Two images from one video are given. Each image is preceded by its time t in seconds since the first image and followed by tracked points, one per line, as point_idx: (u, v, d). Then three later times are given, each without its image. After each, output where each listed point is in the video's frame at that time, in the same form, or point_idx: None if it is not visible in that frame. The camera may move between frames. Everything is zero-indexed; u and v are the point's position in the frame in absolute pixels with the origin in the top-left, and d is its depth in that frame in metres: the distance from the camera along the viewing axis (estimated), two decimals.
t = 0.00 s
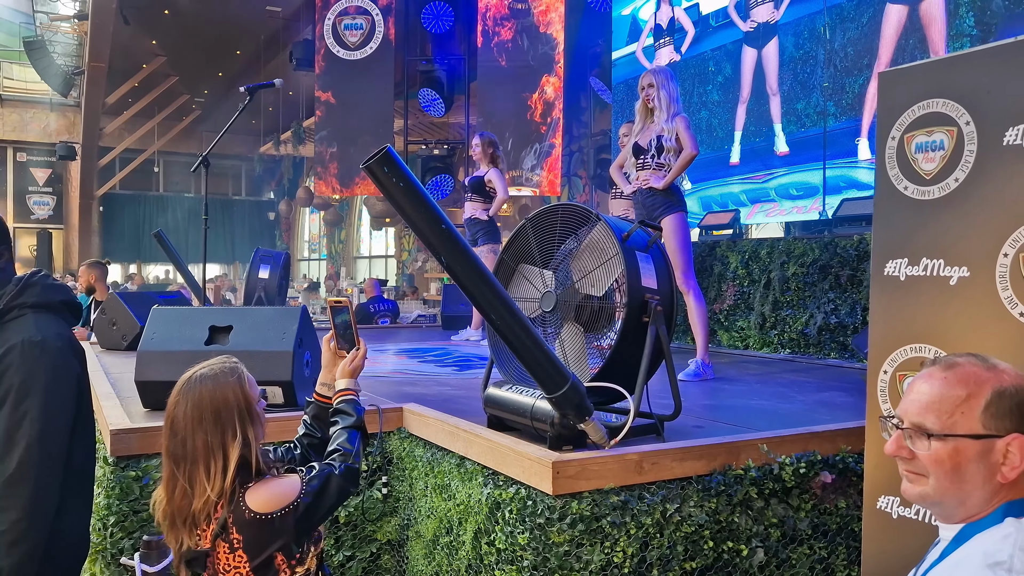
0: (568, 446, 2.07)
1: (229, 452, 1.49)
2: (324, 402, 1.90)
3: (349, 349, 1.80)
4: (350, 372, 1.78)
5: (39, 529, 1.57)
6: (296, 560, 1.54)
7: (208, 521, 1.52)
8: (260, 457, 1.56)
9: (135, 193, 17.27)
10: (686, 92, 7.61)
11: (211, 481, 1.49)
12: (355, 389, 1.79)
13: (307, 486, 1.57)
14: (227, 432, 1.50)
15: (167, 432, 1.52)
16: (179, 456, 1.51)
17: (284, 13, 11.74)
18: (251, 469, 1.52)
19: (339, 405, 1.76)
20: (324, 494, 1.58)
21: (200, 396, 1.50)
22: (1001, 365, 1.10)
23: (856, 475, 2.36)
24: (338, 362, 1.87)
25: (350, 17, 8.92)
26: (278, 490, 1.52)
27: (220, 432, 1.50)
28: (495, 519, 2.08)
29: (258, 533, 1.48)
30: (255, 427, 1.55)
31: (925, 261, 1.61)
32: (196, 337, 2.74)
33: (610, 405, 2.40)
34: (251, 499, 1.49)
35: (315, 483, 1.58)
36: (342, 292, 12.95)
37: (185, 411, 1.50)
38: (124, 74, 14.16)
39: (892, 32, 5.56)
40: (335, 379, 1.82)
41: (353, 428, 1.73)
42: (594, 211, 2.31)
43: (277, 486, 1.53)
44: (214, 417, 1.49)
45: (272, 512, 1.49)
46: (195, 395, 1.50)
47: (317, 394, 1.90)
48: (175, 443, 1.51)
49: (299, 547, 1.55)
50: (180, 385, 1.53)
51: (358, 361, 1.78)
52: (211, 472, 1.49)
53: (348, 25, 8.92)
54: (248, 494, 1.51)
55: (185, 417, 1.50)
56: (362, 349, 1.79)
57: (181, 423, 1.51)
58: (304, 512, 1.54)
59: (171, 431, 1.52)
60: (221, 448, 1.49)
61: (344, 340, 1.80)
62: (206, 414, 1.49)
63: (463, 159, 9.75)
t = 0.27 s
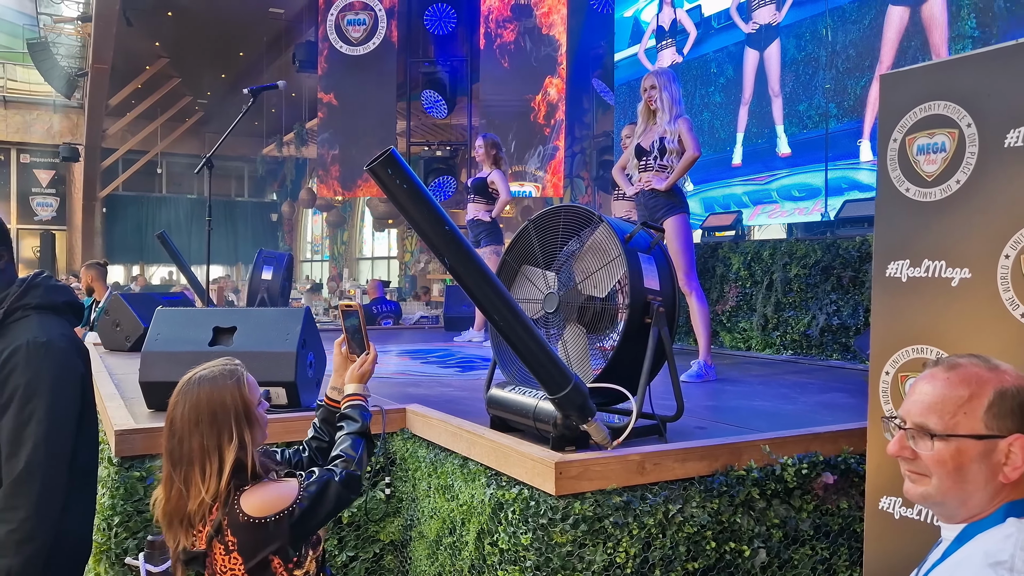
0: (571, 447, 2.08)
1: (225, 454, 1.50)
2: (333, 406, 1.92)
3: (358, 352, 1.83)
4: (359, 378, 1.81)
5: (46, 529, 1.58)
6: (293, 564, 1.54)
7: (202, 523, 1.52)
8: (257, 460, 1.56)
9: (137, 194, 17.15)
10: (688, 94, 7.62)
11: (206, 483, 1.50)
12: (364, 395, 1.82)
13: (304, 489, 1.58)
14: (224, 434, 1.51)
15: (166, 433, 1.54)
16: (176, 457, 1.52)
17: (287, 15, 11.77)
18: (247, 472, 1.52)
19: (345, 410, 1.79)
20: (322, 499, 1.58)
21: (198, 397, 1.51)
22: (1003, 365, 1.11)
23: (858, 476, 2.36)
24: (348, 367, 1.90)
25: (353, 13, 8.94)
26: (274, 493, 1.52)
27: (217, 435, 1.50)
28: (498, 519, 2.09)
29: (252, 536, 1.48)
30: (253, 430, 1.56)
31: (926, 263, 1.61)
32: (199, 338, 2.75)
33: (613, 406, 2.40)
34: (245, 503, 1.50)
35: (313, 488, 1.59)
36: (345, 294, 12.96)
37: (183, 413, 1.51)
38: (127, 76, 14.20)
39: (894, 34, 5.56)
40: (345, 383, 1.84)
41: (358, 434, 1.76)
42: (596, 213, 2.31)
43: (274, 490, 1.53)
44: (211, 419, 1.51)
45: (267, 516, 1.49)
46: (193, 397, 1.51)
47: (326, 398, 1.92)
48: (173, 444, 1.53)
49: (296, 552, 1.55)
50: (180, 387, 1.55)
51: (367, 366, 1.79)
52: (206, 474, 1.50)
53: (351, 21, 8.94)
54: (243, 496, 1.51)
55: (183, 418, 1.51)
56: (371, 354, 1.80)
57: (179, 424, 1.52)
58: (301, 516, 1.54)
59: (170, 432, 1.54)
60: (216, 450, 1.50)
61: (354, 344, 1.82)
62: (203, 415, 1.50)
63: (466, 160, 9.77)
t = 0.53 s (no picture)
0: (573, 448, 2.08)
1: (215, 459, 1.50)
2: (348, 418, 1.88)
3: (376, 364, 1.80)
4: (374, 391, 1.77)
5: (50, 529, 1.59)
6: (286, 570, 1.52)
7: (194, 524, 1.54)
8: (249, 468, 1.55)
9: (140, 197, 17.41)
10: (690, 96, 7.63)
11: (196, 487, 1.51)
12: (377, 409, 1.78)
13: (297, 500, 1.54)
14: (215, 438, 1.51)
15: (164, 434, 1.56)
16: (171, 458, 1.54)
17: (290, 17, 11.80)
18: (237, 478, 1.52)
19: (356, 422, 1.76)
20: (317, 513, 1.54)
21: (192, 401, 1.53)
22: (1007, 366, 1.11)
23: (860, 477, 2.36)
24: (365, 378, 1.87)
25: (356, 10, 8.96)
26: (263, 502, 1.50)
27: (209, 439, 1.51)
28: (501, 520, 2.09)
29: (242, 544, 1.48)
30: (248, 435, 1.55)
31: (928, 264, 1.62)
32: (203, 339, 2.76)
33: (615, 407, 2.41)
34: (234, 510, 1.49)
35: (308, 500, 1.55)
36: (347, 296, 12.98)
37: (178, 416, 1.53)
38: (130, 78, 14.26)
39: (896, 36, 5.57)
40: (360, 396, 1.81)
41: (364, 449, 1.72)
42: (599, 214, 2.31)
43: (266, 500, 1.51)
44: (204, 423, 1.52)
45: (257, 525, 1.48)
46: (187, 400, 1.53)
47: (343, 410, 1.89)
48: (169, 445, 1.55)
49: (290, 559, 1.53)
50: (179, 390, 1.57)
51: (383, 380, 1.76)
52: (197, 478, 1.51)
53: (354, 18, 8.95)
54: (232, 502, 1.51)
55: (179, 420, 1.53)
56: (389, 367, 1.77)
57: (174, 426, 1.54)
58: (295, 529, 1.50)
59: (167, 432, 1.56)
60: (207, 455, 1.51)
61: (371, 354, 1.79)
62: (197, 419, 1.52)
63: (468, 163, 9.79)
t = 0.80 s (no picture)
0: (577, 450, 2.07)
1: (208, 464, 1.51)
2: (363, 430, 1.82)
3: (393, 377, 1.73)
4: (388, 405, 1.71)
5: (51, 529, 1.59)
6: None
7: (184, 528, 1.54)
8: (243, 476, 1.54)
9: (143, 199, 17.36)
10: (692, 99, 7.63)
11: (187, 491, 1.52)
12: (388, 424, 1.70)
13: (285, 513, 1.51)
14: (210, 443, 1.52)
15: (163, 437, 1.58)
16: (167, 460, 1.55)
17: (293, 19, 11.82)
18: (229, 485, 1.52)
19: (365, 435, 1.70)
20: (306, 530, 1.50)
21: (190, 404, 1.54)
22: (1015, 368, 1.11)
23: (865, 480, 2.35)
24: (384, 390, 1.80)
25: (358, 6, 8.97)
26: (251, 512, 1.49)
27: (203, 443, 1.52)
28: (504, 522, 2.09)
29: (230, 554, 1.48)
30: (244, 441, 1.55)
31: (932, 266, 1.62)
32: (206, 341, 2.75)
33: (619, 409, 2.40)
34: (223, 518, 1.49)
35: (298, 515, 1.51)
36: (350, 298, 12.98)
37: (176, 419, 1.55)
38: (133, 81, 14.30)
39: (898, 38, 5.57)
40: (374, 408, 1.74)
41: (367, 465, 1.66)
42: (602, 216, 2.31)
43: (255, 510, 1.50)
44: (200, 427, 1.53)
45: (244, 535, 1.47)
46: (186, 402, 1.55)
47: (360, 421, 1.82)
48: (166, 447, 1.57)
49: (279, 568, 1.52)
50: (181, 392, 1.59)
51: (399, 395, 1.71)
52: (189, 482, 1.52)
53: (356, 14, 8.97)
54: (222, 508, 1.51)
55: (177, 423, 1.55)
56: (406, 380, 1.71)
57: (173, 429, 1.56)
58: (282, 543, 1.48)
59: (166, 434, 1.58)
60: (201, 459, 1.52)
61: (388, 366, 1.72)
62: (193, 422, 1.53)
63: (470, 165, 9.79)
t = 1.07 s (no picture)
0: (578, 452, 2.06)
1: (202, 471, 1.52)
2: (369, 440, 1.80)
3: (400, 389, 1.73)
4: (392, 418, 1.69)
5: (50, 532, 1.59)
6: None
7: (177, 534, 1.55)
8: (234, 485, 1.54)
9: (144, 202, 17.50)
10: (693, 101, 7.64)
11: (180, 497, 1.52)
12: (391, 438, 1.68)
13: (273, 525, 1.50)
14: (204, 450, 1.53)
15: (162, 441, 1.60)
16: (163, 466, 1.57)
17: (294, 21, 11.84)
18: (220, 493, 1.51)
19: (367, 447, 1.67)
20: (293, 543, 1.49)
21: (185, 410, 1.56)
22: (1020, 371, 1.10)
23: (867, 483, 2.35)
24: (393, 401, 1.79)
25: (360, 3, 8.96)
26: (239, 523, 1.49)
27: (198, 450, 1.53)
28: (505, 525, 2.08)
29: (220, 562, 1.48)
30: (239, 449, 1.55)
31: (935, 268, 1.61)
32: (207, 344, 2.75)
33: (620, 411, 2.40)
34: (212, 526, 1.49)
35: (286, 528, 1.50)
36: (351, 300, 13.00)
37: (172, 425, 1.57)
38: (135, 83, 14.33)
39: (899, 40, 5.57)
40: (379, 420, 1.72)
41: (365, 481, 1.63)
42: (603, 219, 2.31)
43: (243, 521, 1.49)
44: (194, 434, 1.54)
45: (230, 545, 1.48)
46: (181, 409, 1.56)
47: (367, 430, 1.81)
48: (163, 452, 1.58)
49: None
50: (178, 398, 1.60)
51: (404, 407, 1.69)
52: (183, 489, 1.53)
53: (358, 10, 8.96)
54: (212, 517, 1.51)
55: (172, 429, 1.56)
56: (413, 393, 1.70)
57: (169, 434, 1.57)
58: (269, 556, 1.47)
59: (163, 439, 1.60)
60: (196, 466, 1.53)
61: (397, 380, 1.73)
62: (188, 428, 1.54)
63: (471, 167, 9.81)
